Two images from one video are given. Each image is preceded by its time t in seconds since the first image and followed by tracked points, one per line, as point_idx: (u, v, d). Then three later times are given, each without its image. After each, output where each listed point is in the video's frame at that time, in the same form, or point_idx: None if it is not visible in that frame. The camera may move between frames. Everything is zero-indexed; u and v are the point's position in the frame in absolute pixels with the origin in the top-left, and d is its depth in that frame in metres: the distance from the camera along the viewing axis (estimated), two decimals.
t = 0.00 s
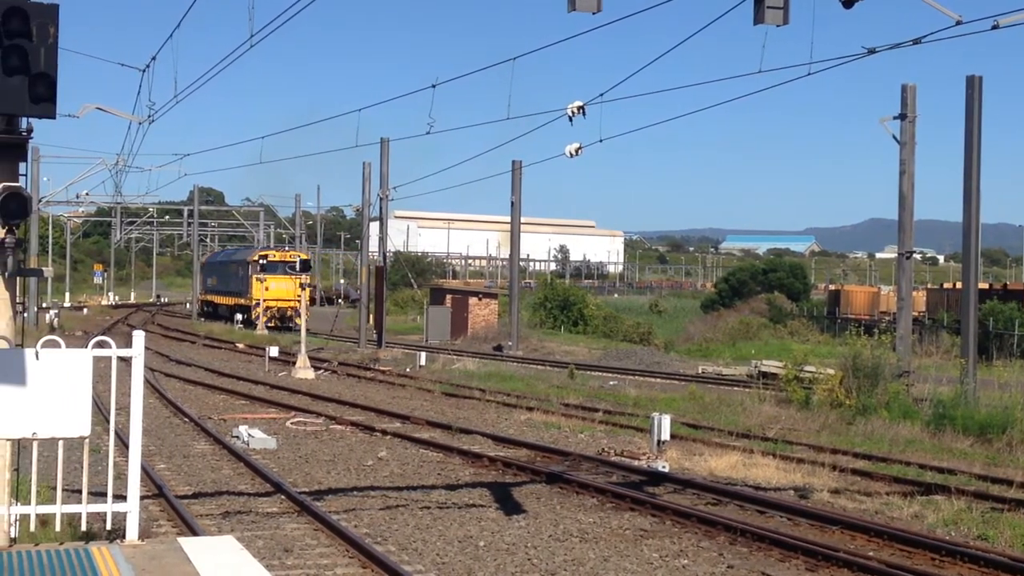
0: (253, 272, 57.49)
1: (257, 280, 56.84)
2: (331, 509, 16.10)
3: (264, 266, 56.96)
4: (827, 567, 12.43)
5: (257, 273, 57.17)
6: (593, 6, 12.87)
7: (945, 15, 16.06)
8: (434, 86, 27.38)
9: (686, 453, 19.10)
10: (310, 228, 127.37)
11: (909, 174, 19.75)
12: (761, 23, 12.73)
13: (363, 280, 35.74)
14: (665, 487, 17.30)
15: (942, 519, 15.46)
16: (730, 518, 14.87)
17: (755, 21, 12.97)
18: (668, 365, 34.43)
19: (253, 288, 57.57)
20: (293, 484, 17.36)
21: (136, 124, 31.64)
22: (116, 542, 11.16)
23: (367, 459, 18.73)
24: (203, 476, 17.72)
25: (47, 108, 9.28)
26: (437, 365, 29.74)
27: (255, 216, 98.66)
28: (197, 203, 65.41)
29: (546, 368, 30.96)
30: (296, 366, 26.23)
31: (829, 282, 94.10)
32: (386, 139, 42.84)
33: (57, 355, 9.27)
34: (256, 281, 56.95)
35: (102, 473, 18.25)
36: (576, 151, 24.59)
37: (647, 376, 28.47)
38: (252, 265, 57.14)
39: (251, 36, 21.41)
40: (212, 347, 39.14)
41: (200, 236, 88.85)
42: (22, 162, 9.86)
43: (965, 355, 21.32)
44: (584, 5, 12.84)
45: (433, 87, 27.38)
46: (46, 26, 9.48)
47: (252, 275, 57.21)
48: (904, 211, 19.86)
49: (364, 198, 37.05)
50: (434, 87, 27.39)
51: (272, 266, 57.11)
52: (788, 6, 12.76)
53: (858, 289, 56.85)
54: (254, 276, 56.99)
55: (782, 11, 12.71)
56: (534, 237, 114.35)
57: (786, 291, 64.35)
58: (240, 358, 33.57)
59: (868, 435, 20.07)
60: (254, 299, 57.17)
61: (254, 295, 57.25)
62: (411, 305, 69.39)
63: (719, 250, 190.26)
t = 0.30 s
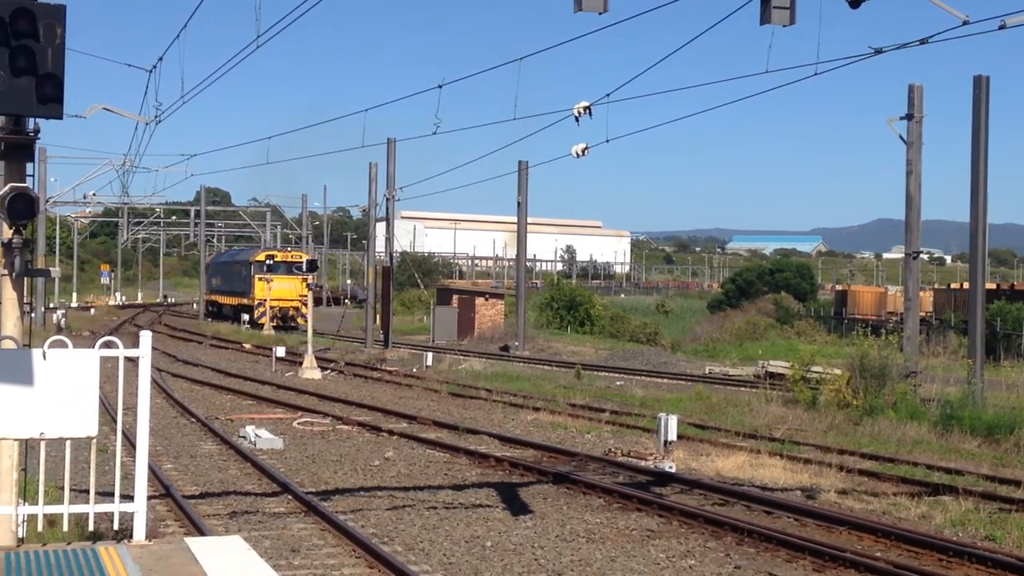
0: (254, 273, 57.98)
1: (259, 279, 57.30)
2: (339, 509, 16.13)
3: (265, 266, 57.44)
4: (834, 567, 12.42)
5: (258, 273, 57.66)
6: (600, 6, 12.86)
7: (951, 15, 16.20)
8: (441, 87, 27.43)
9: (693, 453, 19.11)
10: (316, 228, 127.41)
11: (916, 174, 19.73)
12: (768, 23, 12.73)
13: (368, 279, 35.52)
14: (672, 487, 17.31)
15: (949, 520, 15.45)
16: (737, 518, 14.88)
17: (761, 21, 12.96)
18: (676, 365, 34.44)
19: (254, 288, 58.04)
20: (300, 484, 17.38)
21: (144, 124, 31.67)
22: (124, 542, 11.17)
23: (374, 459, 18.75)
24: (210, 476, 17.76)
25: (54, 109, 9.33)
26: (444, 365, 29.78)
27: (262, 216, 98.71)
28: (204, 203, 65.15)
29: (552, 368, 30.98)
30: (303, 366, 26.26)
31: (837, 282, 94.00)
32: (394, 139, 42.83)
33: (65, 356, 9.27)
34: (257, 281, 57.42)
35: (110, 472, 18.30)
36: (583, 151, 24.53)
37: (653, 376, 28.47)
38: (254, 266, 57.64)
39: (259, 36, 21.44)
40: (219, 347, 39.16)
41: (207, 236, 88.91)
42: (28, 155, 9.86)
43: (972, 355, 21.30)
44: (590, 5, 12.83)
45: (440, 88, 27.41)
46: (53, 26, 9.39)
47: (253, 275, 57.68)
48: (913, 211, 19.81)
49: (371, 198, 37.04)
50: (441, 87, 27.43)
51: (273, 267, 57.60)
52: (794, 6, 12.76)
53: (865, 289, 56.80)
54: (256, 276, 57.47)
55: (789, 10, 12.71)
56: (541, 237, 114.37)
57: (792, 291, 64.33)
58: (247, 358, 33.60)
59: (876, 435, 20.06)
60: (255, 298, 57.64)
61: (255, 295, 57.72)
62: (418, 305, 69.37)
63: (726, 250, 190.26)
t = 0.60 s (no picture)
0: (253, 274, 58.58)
1: (258, 279, 57.86)
2: (343, 509, 16.14)
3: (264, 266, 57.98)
4: (839, 567, 12.42)
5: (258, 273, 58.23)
6: (604, 6, 12.86)
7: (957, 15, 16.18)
8: (445, 87, 27.43)
9: (697, 453, 19.10)
10: (321, 228, 127.42)
11: (921, 174, 19.69)
12: (773, 23, 12.72)
13: (374, 280, 35.00)
14: (677, 487, 17.29)
15: (954, 520, 15.43)
16: (741, 518, 14.88)
17: (767, 21, 12.95)
18: (680, 365, 34.42)
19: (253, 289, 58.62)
20: (305, 484, 17.39)
21: (148, 125, 31.65)
22: (128, 541, 11.18)
23: (378, 459, 18.76)
24: (215, 476, 17.77)
25: (59, 109, 9.30)
26: (448, 364, 29.77)
27: (267, 215, 98.75)
28: (209, 204, 64.59)
29: (556, 368, 30.97)
30: (308, 366, 26.26)
31: (843, 283, 93.87)
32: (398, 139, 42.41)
33: (69, 355, 9.29)
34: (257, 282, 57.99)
35: (115, 472, 18.33)
36: (588, 151, 24.52)
37: (658, 376, 28.46)
38: (253, 267, 58.26)
39: (263, 37, 21.45)
40: (223, 347, 39.18)
41: (212, 236, 88.95)
42: (34, 159, 9.88)
43: (977, 355, 21.27)
44: (595, 5, 12.83)
45: (444, 88, 27.42)
46: (59, 26, 9.41)
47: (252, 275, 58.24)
48: (918, 210, 19.76)
49: (375, 198, 37.00)
50: (445, 87, 27.43)
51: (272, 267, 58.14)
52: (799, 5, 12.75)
53: (869, 289, 56.74)
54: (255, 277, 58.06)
55: (794, 11, 12.70)
56: (545, 237, 114.36)
57: (797, 291, 64.30)
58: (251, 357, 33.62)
59: (880, 435, 20.03)
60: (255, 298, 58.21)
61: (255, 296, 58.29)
62: (422, 305, 69.32)
63: (730, 250, 190.30)
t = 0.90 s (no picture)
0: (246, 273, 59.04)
1: (254, 279, 58.26)
2: (341, 509, 16.16)
3: (259, 266, 58.41)
4: (837, 567, 12.43)
5: (252, 273, 58.69)
6: (603, 6, 12.86)
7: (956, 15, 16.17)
8: (444, 86, 27.43)
9: (696, 453, 19.11)
10: (320, 228, 127.47)
11: (920, 175, 19.69)
12: (772, 23, 12.73)
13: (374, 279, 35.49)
14: (675, 487, 17.30)
15: (952, 520, 15.43)
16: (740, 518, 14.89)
17: (766, 21, 12.96)
18: (678, 365, 34.42)
19: (247, 288, 59.11)
20: (303, 484, 17.40)
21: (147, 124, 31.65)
22: (126, 542, 11.18)
23: (377, 459, 18.77)
24: (213, 476, 17.79)
25: (58, 109, 9.31)
26: (447, 364, 29.78)
27: (266, 215, 98.78)
28: (208, 204, 64.67)
29: (555, 368, 30.96)
30: (307, 366, 26.26)
31: (841, 283, 93.88)
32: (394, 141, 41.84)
33: (67, 356, 9.30)
34: (251, 281, 58.46)
35: (113, 472, 18.35)
36: (587, 152, 24.52)
37: (656, 376, 28.46)
38: (247, 266, 58.70)
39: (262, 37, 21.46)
40: (222, 347, 39.20)
41: (211, 236, 88.98)
42: (32, 157, 9.88)
43: (976, 355, 21.28)
44: (595, 5, 12.83)
45: (442, 88, 27.44)
46: (58, 26, 9.42)
47: (246, 275, 58.70)
48: (916, 211, 19.76)
49: (375, 198, 37.00)
50: (444, 87, 27.42)
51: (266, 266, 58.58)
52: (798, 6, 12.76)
53: (868, 289, 56.76)
54: (249, 276, 58.53)
55: (792, 11, 12.71)
56: (544, 237, 114.41)
57: (796, 291, 64.34)
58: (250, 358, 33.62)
59: (879, 435, 20.02)
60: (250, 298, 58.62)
61: (251, 295, 58.67)
62: (421, 305, 69.33)
63: (728, 249, 190.53)
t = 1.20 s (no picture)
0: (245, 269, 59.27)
1: (254, 277, 58.42)
2: (343, 506, 16.16)
3: (256, 264, 58.58)
4: (839, 565, 12.41)
5: (250, 269, 58.92)
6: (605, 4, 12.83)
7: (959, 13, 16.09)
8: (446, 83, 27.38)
9: (698, 450, 19.09)
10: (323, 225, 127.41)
11: (923, 172, 19.64)
12: (775, 20, 12.70)
13: (374, 277, 34.72)
14: (678, 485, 17.28)
15: (955, 517, 15.42)
16: (742, 515, 14.87)
17: (767, 17, 12.93)
18: (680, 362, 34.38)
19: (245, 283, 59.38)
20: (305, 482, 17.39)
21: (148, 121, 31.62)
22: (129, 540, 11.18)
23: (379, 456, 18.76)
24: (215, 473, 17.80)
25: (60, 107, 9.29)
26: (450, 361, 29.75)
27: (268, 212, 98.75)
28: (210, 200, 64.58)
29: (557, 365, 30.95)
30: (309, 363, 26.24)
31: (844, 281, 93.77)
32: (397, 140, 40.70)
33: (70, 353, 9.30)
34: (249, 278, 58.69)
35: (116, 470, 18.35)
36: (590, 148, 24.46)
37: (658, 373, 28.43)
38: (245, 263, 58.91)
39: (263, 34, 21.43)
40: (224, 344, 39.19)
41: (213, 233, 88.96)
42: (35, 156, 9.87)
43: (979, 352, 21.24)
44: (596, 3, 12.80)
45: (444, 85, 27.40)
46: (60, 24, 9.40)
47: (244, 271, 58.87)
48: (919, 208, 19.71)
49: (376, 195, 36.93)
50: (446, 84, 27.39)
51: (264, 263, 58.76)
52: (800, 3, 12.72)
53: (871, 286, 56.70)
54: (246, 273, 58.75)
55: (794, 8, 12.68)
56: (547, 234, 114.39)
57: (799, 288, 64.27)
58: (253, 355, 33.60)
59: (881, 432, 19.99)
60: (248, 295, 58.74)
61: (249, 292, 58.74)
62: (423, 303, 69.29)
63: (731, 247, 190.43)
